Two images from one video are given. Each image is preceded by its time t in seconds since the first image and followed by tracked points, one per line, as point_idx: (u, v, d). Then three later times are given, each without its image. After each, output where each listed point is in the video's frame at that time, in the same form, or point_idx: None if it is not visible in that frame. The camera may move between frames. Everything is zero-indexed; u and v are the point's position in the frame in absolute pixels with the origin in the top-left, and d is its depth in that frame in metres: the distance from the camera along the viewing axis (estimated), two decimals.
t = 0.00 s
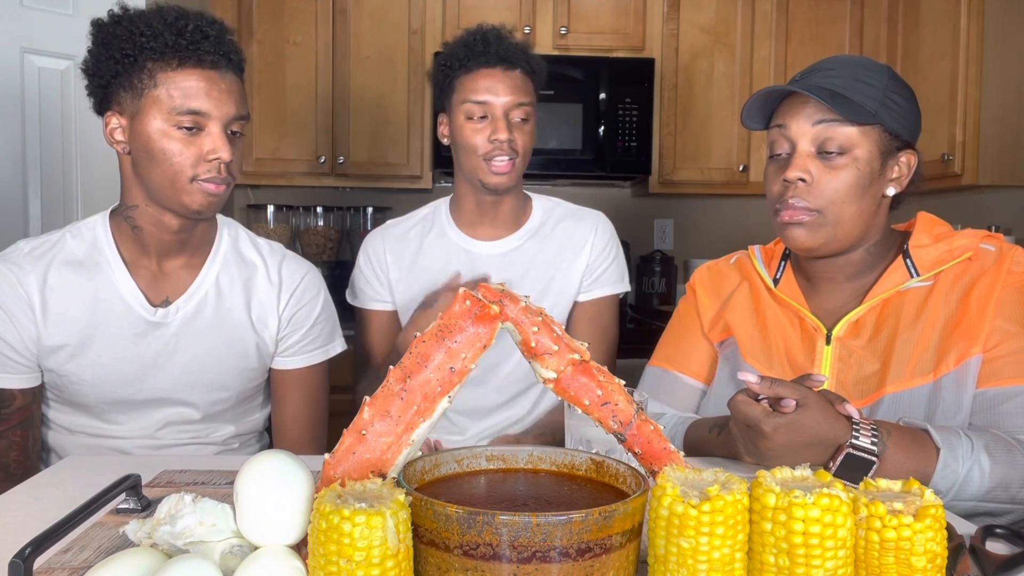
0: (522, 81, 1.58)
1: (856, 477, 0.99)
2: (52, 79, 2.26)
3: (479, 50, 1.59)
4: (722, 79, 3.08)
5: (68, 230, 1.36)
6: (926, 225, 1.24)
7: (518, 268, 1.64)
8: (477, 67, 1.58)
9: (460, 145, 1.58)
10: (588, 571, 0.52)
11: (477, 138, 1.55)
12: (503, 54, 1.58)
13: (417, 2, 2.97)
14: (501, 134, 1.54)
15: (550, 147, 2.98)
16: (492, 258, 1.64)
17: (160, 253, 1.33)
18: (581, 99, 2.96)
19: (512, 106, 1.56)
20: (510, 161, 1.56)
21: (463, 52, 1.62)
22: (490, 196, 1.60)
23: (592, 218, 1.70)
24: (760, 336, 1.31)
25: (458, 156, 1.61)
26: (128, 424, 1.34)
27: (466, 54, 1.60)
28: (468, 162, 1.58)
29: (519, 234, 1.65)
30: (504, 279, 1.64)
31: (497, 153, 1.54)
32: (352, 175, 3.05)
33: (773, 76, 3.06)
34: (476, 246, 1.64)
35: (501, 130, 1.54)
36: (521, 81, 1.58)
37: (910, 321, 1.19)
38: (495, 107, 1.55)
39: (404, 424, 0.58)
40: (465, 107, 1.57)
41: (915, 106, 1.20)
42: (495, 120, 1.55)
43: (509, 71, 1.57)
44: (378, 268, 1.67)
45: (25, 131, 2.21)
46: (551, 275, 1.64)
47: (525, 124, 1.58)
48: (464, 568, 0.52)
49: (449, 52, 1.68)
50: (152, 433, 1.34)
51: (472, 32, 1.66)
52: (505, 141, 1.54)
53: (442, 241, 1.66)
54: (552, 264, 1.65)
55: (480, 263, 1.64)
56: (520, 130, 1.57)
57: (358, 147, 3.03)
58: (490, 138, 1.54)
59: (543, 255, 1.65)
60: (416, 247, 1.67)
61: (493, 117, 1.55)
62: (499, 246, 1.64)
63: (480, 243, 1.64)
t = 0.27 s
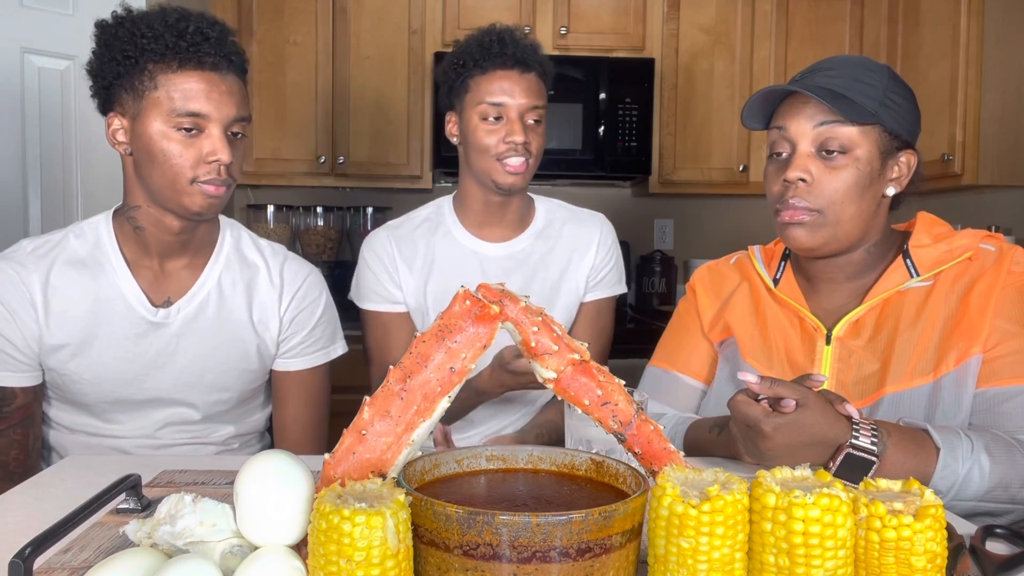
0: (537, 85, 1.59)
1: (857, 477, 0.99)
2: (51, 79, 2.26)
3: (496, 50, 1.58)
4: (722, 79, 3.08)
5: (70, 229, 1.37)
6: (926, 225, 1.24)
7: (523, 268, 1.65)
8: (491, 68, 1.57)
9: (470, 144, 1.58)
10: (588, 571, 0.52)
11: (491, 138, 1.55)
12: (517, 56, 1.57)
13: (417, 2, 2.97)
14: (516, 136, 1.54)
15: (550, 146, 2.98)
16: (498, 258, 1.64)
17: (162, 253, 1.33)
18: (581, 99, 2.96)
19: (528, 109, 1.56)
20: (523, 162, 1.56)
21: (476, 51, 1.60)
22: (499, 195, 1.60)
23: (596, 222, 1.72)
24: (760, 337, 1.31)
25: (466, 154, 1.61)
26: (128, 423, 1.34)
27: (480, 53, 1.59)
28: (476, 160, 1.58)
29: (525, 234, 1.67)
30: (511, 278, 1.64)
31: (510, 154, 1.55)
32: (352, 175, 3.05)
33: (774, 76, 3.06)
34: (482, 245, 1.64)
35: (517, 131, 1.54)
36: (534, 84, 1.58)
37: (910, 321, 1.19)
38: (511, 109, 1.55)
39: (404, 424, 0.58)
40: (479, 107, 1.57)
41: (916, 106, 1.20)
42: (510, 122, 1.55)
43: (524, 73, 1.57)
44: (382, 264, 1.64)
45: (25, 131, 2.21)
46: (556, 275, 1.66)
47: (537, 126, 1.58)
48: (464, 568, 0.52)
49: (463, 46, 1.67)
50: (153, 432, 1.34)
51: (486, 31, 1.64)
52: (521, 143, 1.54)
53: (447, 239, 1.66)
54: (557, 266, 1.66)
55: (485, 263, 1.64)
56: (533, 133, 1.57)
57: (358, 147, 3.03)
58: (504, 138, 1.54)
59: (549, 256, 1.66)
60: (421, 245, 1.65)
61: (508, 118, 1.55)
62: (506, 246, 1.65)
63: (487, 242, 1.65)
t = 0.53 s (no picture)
0: (545, 88, 1.58)
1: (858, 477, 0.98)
2: (51, 79, 2.26)
3: (506, 52, 1.57)
4: (722, 79, 3.08)
5: (74, 228, 1.37)
6: (927, 225, 1.24)
7: (525, 270, 1.65)
8: (500, 69, 1.56)
9: (476, 144, 1.58)
10: (588, 571, 0.52)
11: (497, 141, 1.55)
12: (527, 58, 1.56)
13: (416, 2, 2.97)
14: (522, 139, 1.54)
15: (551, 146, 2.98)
16: (500, 260, 1.64)
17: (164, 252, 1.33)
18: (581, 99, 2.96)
19: (536, 113, 1.56)
20: (529, 166, 1.56)
21: (486, 50, 1.59)
22: (502, 199, 1.60)
23: (602, 227, 1.72)
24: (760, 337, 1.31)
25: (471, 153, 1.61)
26: (129, 422, 1.34)
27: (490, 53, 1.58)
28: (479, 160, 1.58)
29: (527, 236, 1.66)
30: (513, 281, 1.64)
31: (514, 157, 1.55)
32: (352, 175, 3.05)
33: (774, 75, 3.06)
34: (484, 246, 1.64)
35: (524, 134, 1.54)
36: (543, 87, 1.57)
37: (910, 321, 1.19)
38: (518, 112, 1.55)
39: (404, 424, 0.58)
40: (487, 109, 1.56)
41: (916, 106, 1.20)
42: (517, 124, 1.55)
43: (533, 75, 1.56)
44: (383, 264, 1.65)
45: (25, 131, 2.21)
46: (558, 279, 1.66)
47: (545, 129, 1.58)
48: (464, 568, 0.52)
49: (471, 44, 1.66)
50: (153, 432, 1.34)
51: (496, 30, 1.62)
52: (526, 147, 1.54)
53: (448, 239, 1.66)
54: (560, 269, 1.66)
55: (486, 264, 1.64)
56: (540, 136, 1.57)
57: (358, 147, 3.03)
58: (510, 141, 1.54)
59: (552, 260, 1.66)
60: (422, 245, 1.66)
61: (515, 121, 1.55)
62: (506, 248, 1.65)
63: (489, 244, 1.65)
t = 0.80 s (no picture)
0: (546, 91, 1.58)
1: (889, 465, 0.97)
2: (51, 79, 2.26)
3: (506, 56, 1.56)
4: (722, 79, 3.08)
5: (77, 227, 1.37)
6: (929, 225, 1.23)
7: (526, 271, 1.64)
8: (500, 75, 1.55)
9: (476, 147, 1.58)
10: (587, 571, 0.52)
11: (500, 145, 1.55)
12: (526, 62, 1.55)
13: (416, 2, 2.97)
14: (525, 145, 1.54)
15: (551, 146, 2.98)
16: (502, 262, 1.64)
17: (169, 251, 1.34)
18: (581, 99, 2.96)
19: (536, 117, 1.56)
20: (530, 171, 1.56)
21: (486, 55, 1.58)
22: (502, 205, 1.60)
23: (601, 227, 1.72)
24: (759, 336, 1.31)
25: (471, 155, 1.61)
26: (129, 422, 1.34)
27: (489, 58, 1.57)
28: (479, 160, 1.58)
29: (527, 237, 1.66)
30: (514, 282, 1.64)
31: (516, 161, 1.55)
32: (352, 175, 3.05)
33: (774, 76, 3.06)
34: (485, 248, 1.64)
35: (525, 137, 1.54)
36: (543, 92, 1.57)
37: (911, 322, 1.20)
38: (520, 117, 1.55)
39: (404, 424, 0.58)
40: (488, 115, 1.56)
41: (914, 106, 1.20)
42: (518, 128, 1.55)
43: (533, 80, 1.56)
44: (382, 271, 1.66)
45: (25, 131, 2.21)
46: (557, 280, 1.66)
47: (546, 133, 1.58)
48: (464, 568, 0.52)
49: (471, 45, 1.65)
50: (154, 432, 1.34)
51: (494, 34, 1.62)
52: (527, 152, 1.54)
53: (449, 242, 1.65)
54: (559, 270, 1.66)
55: (488, 266, 1.64)
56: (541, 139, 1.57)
57: (358, 147, 3.03)
58: (511, 145, 1.54)
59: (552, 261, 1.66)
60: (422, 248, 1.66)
61: (516, 125, 1.55)
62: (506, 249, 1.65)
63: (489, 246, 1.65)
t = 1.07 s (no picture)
0: (534, 89, 1.57)
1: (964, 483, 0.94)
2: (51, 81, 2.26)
3: (495, 55, 1.56)
4: (722, 79, 3.07)
5: (77, 229, 1.37)
6: (919, 225, 1.24)
7: (521, 270, 1.64)
8: (490, 73, 1.55)
9: (466, 147, 1.58)
10: (588, 571, 0.52)
11: (488, 144, 1.54)
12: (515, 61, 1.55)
13: (416, 2, 2.97)
14: (513, 143, 1.53)
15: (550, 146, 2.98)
16: (497, 261, 1.64)
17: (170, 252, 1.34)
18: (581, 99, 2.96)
19: (525, 116, 1.55)
20: (519, 170, 1.55)
21: (476, 54, 1.58)
22: (495, 202, 1.60)
23: (596, 225, 1.72)
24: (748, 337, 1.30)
25: (461, 155, 1.61)
26: (130, 421, 1.34)
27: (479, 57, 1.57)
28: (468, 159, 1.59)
29: (521, 237, 1.66)
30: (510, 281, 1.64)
31: (505, 160, 1.54)
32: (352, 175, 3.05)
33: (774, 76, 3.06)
34: (480, 247, 1.64)
35: (513, 137, 1.53)
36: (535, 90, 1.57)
37: (908, 321, 1.20)
38: (508, 116, 1.54)
39: (404, 424, 0.58)
40: (477, 113, 1.56)
41: (890, 102, 1.20)
42: (507, 127, 1.54)
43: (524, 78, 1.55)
44: (377, 271, 1.66)
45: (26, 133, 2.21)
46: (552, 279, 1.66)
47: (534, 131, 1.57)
48: (464, 568, 0.52)
49: (463, 44, 1.65)
50: (156, 431, 1.34)
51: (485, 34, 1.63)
52: (517, 151, 1.53)
53: (443, 242, 1.66)
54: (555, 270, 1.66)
55: (485, 265, 1.65)
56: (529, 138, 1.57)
57: (358, 147, 3.03)
58: (501, 145, 1.53)
59: (548, 260, 1.66)
60: (416, 248, 1.66)
61: (504, 124, 1.54)
62: (500, 249, 1.65)
63: (483, 245, 1.65)
